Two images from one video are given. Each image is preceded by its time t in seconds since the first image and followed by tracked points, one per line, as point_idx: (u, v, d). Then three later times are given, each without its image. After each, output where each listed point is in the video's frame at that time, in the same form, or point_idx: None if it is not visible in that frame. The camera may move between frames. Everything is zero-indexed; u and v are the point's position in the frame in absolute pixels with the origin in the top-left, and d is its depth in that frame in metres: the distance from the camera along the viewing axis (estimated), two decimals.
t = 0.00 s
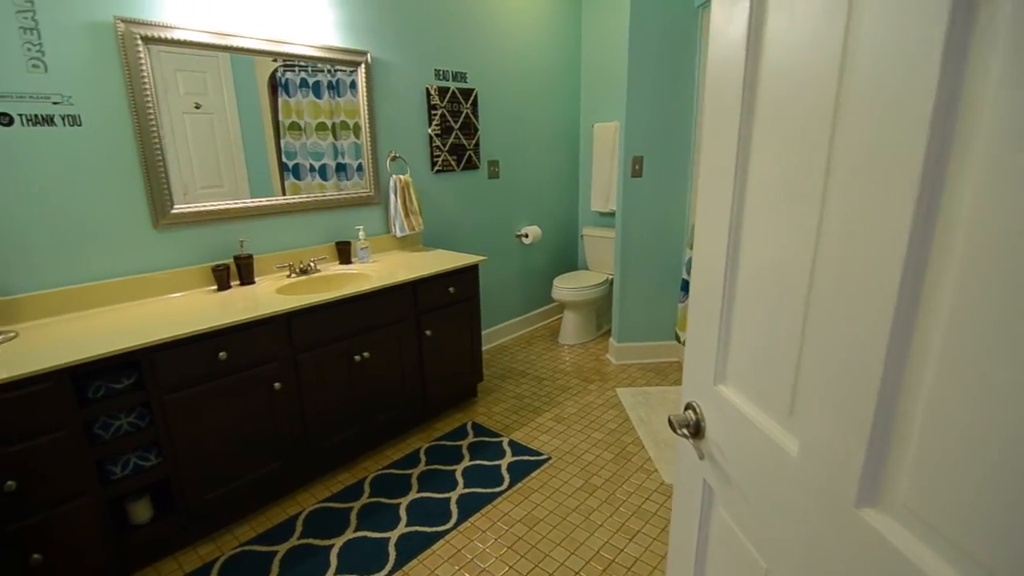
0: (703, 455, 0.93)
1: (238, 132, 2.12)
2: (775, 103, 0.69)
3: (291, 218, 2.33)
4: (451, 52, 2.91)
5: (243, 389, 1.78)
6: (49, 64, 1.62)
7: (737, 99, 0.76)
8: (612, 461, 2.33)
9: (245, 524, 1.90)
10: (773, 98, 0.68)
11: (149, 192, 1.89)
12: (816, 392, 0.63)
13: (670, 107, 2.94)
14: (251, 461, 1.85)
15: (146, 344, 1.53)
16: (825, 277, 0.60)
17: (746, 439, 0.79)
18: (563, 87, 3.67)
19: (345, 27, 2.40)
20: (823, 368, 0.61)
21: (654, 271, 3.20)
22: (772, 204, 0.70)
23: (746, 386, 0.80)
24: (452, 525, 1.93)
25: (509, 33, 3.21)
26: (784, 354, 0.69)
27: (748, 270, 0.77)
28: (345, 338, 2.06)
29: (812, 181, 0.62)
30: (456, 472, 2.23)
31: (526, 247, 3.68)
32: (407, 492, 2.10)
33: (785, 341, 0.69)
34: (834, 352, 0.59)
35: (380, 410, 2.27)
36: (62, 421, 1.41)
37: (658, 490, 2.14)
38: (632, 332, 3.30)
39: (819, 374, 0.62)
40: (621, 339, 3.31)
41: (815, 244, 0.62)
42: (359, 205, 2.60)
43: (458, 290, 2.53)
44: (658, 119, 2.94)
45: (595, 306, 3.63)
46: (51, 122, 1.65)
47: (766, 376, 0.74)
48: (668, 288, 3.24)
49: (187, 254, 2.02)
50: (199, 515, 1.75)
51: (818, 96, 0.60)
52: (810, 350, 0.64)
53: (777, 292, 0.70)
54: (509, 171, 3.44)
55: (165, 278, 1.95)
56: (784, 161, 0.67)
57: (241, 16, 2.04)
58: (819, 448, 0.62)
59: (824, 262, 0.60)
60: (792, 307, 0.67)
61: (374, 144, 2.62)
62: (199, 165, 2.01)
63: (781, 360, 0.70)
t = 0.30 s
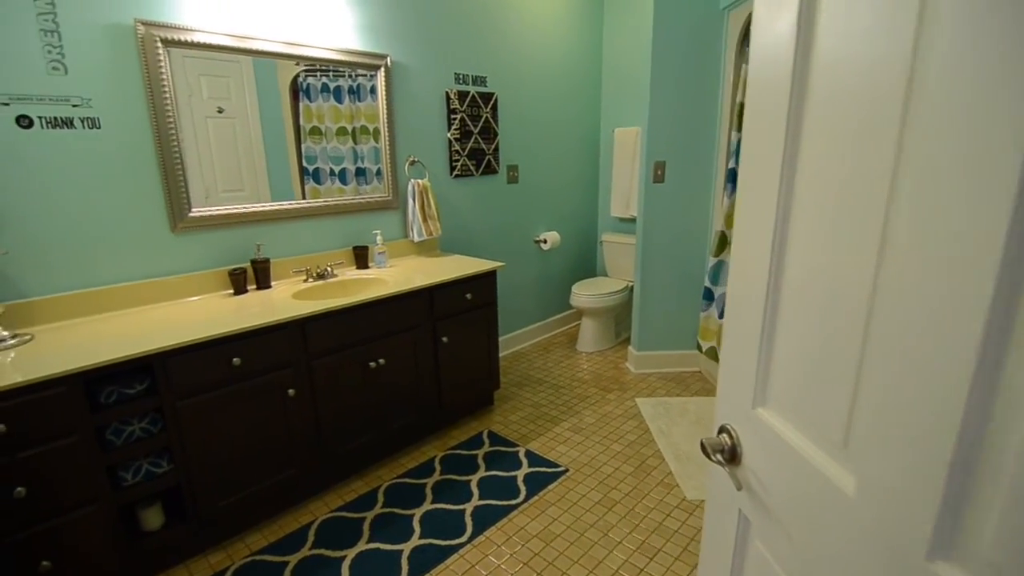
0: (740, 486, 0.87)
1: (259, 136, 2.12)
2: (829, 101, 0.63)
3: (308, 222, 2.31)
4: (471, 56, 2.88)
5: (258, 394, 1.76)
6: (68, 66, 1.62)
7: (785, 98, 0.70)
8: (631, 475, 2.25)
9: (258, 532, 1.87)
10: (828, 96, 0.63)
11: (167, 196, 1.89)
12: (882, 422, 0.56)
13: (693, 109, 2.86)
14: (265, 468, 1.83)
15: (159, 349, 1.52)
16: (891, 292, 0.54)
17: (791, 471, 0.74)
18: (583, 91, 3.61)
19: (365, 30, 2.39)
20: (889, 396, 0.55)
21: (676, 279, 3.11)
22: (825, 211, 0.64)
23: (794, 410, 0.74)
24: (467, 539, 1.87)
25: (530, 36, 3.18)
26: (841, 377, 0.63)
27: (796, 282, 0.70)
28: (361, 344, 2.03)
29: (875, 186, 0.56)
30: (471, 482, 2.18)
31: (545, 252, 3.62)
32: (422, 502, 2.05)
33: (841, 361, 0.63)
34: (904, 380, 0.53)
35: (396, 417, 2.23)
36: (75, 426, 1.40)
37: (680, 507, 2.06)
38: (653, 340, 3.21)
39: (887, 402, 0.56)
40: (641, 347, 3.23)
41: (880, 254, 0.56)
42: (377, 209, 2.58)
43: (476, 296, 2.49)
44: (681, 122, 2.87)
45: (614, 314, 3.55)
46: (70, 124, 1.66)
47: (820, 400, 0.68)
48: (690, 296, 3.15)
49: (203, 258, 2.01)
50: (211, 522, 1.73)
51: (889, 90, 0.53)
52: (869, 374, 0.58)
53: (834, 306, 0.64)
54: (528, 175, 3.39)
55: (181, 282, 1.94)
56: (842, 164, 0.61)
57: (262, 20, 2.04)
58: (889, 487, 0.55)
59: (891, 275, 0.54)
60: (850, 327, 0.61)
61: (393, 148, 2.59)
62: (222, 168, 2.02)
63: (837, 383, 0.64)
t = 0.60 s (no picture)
0: (785, 528, 0.77)
1: (276, 140, 2.09)
2: (895, 95, 0.54)
3: (321, 228, 2.27)
4: (489, 60, 2.82)
5: (266, 405, 1.71)
6: (81, 68, 1.60)
7: (841, 89, 0.62)
8: (652, 493, 2.15)
9: (263, 548, 1.82)
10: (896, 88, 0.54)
11: (178, 200, 1.86)
12: (968, 472, 0.48)
13: (716, 113, 2.76)
14: (272, 482, 1.77)
15: (164, 359, 1.47)
16: (983, 317, 0.46)
17: (846, 516, 0.65)
18: (604, 96, 3.54)
19: (382, 35, 2.35)
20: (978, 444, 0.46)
21: (698, 288, 3.00)
22: (893, 220, 0.55)
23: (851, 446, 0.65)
24: (480, 559, 1.79)
25: (549, 41, 3.12)
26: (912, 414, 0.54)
27: (854, 300, 0.62)
28: (373, 354, 1.97)
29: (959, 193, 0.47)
30: (485, 498, 2.10)
31: (562, 260, 3.55)
32: (433, 518, 1.98)
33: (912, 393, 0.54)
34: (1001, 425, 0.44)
35: (407, 429, 2.16)
36: (74, 437, 1.36)
37: (704, 529, 1.95)
38: (673, 351, 3.10)
39: (975, 450, 0.47)
40: (661, 359, 3.11)
41: (962, 271, 0.48)
42: (392, 215, 2.53)
43: (491, 305, 2.41)
44: (705, 127, 2.77)
45: (633, 324, 3.45)
46: (81, 127, 1.63)
47: (884, 436, 0.59)
48: (713, 306, 3.03)
49: (214, 264, 1.97)
50: (215, 537, 1.68)
51: (975, 74, 0.45)
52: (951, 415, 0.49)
53: (903, 329, 0.55)
54: (546, 181, 3.32)
55: (191, 288, 1.90)
56: (914, 163, 0.52)
57: (279, 23, 2.01)
58: (981, 552, 0.46)
59: (983, 298, 0.46)
60: (926, 357, 0.52)
61: (409, 153, 2.54)
62: (240, 173, 2.00)
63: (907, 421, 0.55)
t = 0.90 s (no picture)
0: None
1: (292, 146, 2.06)
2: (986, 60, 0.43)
3: (333, 235, 2.22)
4: (506, 65, 2.77)
5: (273, 418, 1.65)
6: (92, 72, 1.58)
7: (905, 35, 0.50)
8: (673, 513, 2.04)
9: (268, 565, 1.76)
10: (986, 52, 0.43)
11: (188, 206, 1.82)
12: None
13: (738, 118, 2.66)
14: (278, 497, 1.72)
15: (171, 370, 1.43)
16: None
17: None
18: (622, 102, 3.47)
19: (397, 39, 2.31)
20: None
21: (720, 299, 2.89)
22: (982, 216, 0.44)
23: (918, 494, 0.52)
24: None
25: (567, 46, 3.06)
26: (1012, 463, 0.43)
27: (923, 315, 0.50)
28: (384, 365, 1.91)
29: None
30: (498, 516, 2.01)
31: (579, 268, 3.47)
32: (444, 537, 1.90)
33: (1014, 423, 0.43)
34: None
35: (418, 443, 2.09)
36: (77, 450, 1.33)
37: (729, 553, 1.84)
38: (692, 363, 2.99)
39: None
40: (680, 371, 3.00)
41: None
42: (406, 222, 2.47)
43: (506, 315, 2.34)
44: (728, 132, 2.68)
45: (652, 334, 3.35)
46: (92, 132, 1.61)
47: (970, 471, 0.47)
48: (736, 317, 2.92)
49: (224, 271, 1.94)
50: (218, 555, 1.62)
51: None
52: None
53: (1005, 336, 0.43)
54: (563, 188, 3.25)
55: (200, 296, 1.87)
56: (1016, 122, 0.41)
57: (295, 29, 1.98)
58: None
59: None
60: None
61: (423, 159, 2.49)
62: (254, 179, 1.97)
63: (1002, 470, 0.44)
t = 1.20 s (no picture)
0: None
1: (308, 154, 2.05)
2: None
3: (347, 243, 2.20)
4: (522, 71, 2.73)
5: (283, 431, 1.61)
6: (107, 81, 1.58)
7: None
8: (696, 536, 1.95)
9: None
10: None
11: (202, 215, 1.81)
12: None
13: (763, 123, 2.58)
14: (286, 512, 1.67)
15: (180, 381, 1.40)
16: None
17: None
18: (641, 108, 3.40)
19: (412, 46, 2.28)
20: None
21: (743, 309, 2.79)
22: None
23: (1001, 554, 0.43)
24: None
25: (584, 51, 3.01)
26: None
27: (1004, 338, 0.42)
28: (396, 377, 1.86)
29: None
30: (513, 535, 1.94)
31: (596, 277, 3.39)
32: (457, 556, 1.83)
33: None
34: None
35: (430, 458, 2.04)
36: (84, 463, 1.30)
37: None
38: (714, 376, 2.89)
39: None
40: (702, 384, 2.90)
41: None
42: (420, 231, 2.44)
43: (521, 326, 2.28)
44: (751, 137, 2.59)
45: (671, 345, 3.26)
46: (107, 141, 1.61)
47: None
48: (760, 329, 2.81)
49: (237, 280, 1.92)
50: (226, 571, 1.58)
51: None
52: None
53: None
54: (580, 195, 3.19)
55: (213, 305, 1.85)
56: None
57: (309, 35, 1.96)
58: None
59: None
60: None
61: (438, 167, 2.46)
62: (270, 187, 1.96)
63: None
